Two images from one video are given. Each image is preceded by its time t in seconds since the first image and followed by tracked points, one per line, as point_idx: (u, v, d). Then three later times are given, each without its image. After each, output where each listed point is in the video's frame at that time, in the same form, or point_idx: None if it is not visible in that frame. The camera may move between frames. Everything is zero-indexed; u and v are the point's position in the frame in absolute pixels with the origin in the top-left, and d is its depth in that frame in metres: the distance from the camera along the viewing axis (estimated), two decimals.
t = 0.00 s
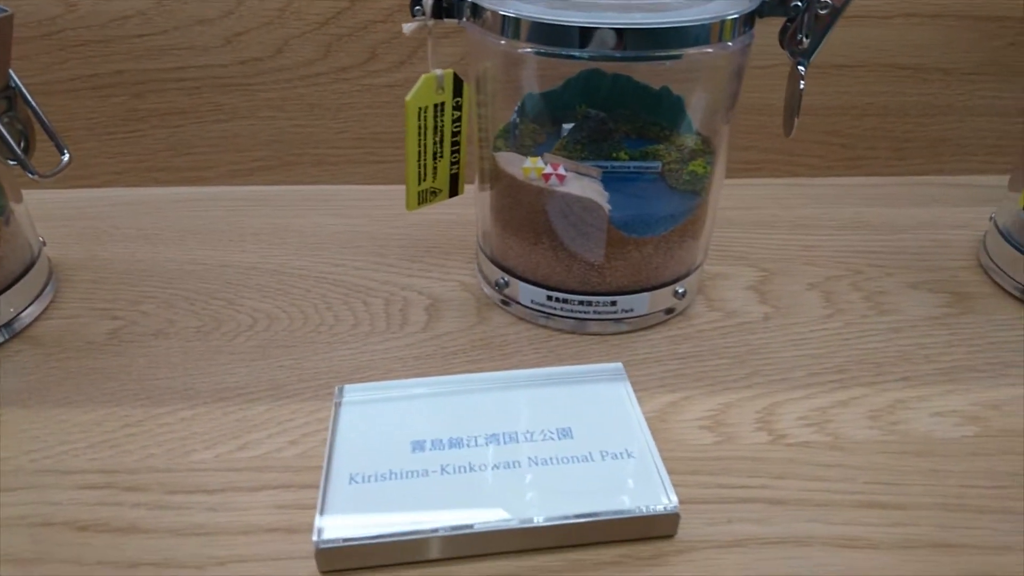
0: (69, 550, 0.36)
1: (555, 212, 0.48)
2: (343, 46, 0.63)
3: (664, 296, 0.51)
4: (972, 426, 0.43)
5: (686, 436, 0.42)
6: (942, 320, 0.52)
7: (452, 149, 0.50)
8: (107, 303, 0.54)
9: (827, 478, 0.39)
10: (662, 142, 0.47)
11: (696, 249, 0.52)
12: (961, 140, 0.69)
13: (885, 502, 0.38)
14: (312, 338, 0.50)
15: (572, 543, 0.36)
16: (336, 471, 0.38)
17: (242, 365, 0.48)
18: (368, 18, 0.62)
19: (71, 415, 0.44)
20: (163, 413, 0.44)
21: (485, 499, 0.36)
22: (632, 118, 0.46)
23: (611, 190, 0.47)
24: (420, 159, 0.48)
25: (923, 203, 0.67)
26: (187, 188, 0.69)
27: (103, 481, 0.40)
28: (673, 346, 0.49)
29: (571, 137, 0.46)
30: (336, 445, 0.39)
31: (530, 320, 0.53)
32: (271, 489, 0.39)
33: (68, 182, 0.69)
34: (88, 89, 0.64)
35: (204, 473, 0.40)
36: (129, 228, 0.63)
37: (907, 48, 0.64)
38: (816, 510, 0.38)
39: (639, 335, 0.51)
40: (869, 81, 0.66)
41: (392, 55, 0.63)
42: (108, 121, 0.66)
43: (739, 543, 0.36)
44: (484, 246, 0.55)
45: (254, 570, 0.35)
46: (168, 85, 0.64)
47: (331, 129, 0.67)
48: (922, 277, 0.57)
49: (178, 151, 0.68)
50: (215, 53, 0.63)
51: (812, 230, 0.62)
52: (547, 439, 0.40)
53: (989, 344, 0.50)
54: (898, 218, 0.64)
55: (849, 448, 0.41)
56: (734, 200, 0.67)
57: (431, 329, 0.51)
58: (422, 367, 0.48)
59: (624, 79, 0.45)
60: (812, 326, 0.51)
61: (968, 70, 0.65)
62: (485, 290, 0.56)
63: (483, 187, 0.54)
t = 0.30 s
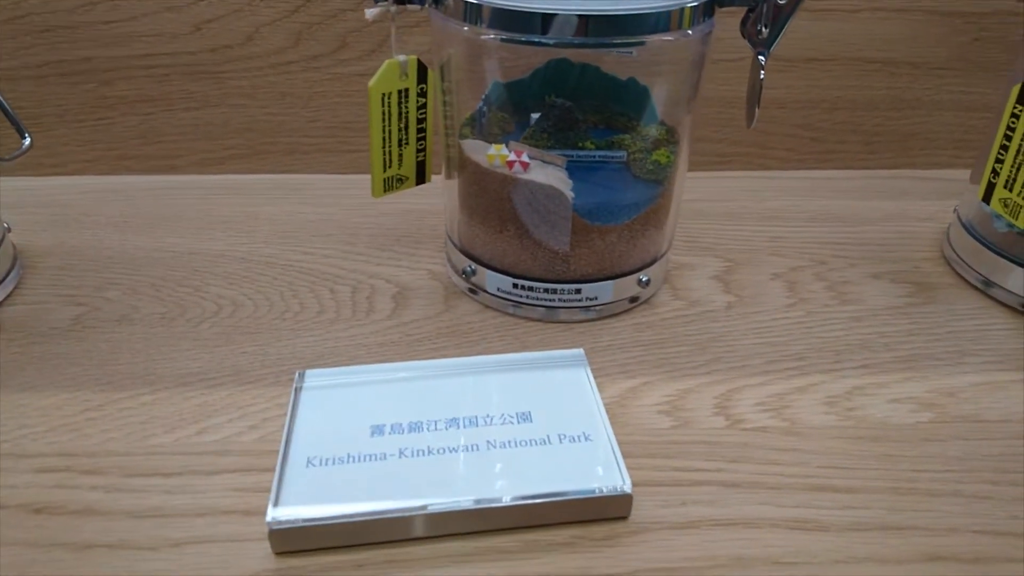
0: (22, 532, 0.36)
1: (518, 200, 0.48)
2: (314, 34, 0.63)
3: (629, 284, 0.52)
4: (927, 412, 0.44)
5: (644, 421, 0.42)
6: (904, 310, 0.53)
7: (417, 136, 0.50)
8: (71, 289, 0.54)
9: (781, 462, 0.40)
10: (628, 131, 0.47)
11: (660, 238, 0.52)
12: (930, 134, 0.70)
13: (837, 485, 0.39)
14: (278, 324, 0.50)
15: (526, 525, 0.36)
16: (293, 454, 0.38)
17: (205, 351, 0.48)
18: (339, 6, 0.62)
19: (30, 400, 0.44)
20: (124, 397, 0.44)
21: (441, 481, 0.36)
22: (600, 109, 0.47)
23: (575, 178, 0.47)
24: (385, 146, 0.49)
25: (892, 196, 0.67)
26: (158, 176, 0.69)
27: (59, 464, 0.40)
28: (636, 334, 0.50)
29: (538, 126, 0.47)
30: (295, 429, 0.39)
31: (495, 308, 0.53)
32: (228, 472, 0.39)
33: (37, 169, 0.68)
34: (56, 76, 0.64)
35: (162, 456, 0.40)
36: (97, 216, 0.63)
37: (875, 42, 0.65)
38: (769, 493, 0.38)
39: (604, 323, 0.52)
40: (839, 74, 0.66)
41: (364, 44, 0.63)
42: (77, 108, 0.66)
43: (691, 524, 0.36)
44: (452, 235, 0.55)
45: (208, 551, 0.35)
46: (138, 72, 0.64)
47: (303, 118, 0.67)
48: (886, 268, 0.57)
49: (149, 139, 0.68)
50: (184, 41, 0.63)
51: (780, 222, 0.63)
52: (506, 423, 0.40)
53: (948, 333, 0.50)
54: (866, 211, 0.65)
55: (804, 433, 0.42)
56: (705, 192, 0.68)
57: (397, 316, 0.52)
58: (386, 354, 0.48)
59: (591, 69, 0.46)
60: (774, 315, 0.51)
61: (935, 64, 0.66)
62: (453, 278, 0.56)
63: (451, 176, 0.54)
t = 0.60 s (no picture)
0: None
1: (496, 195, 0.47)
2: (293, 28, 0.62)
3: (610, 281, 0.51)
4: (912, 410, 0.43)
5: (624, 420, 0.41)
6: (889, 307, 0.52)
7: (394, 129, 0.49)
8: (40, 286, 0.52)
9: (763, 462, 0.39)
10: (610, 125, 0.46)
11: (642, 234, 0.51)
12: (917, 132, 0.69)
13: (821, 485, 0.38)
14: (251, 322, 0.49)
15: (500, 527, 0.35)
16: (261, 454, 0.37)
17: (176, 349, 0.46)
18: None
19: None
20: (89, 396, 0.43)
21: (412, 482, 0.35)
22: (583, 103, 0.46)
23: (555, 173, 0.46)
24: (361, 138, 0.47)
25: (879, 194, 0.67)
26: (135, 173, 0.68)
27: (19, 465, 0.38)
28: (617, 333, 0.49)
29: (520, 119, 0.46)
30: (263, 429, 0.38)
31: (475, 305, 0.52)
32: (193, 473, 0.38)
33: (10, 165, 0.67)
34: (30, 70, 0.62)
35: (127, 456, 0.39)
36: (70, 212, 0.61)
37: (861, 38, 0.64)
38: (750, 493, 0.37)
39: (585, 321, 0.51)
40: (825, 71, 0.66)
41: (344, 38, 0.62)
42: (51, 103, 0.64)
43: (670, 525, 0.35)
44: (431, 231, 0.54)
45: (170, 554, 0.34)
46: (113, 66, 0.63)
47: (282, 114, 0.66)
48: (873, 266, 0.56)
49: (125, 135, 0.66)
50: (160, 34, 0.62)
51: (766, 219, 0.62)
52: (482, 422, 0.39)
53: (935, 330, 0.50)
54: (853, 208, 0.64)
55: (787, 432, 0.41)
56: (690, 190, 0.67)
57: (374, 314, 0.50)
58: (361, 352, 0.47)
59: (572, 62, 0.45)
60: (758, 313, 0.50)
61: (922, 61, 0.66)
62: (432, 276, 0.55)
63: (430, 171, 0.53)
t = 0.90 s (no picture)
0: None
1: (487, 205, 0.47)
2: (287, 39, 0.62)
3: (603, 290, 0.50)
4: (905, 421, 0.42)
5: (613, 431, 0.41)
6: (884, 316, 0.52)
7: (385, 140, 0.49)
8: (35, 297, 0.52)
9: (753, 475, 0.39)
10: (602, 134, 0.46)
11: (634, 243, 0.51)
12: (914, 137, 0.69)
13: (811, 498, 0.37)
14: (243, 334, 0.49)
15: (486, 541, 0.35)
16: (247, 467, 0.37)
17: (168, 361, 0.47)
18: (312, 10, 0.61)
19: None
20: (80, 409, 0.43)
21: (399, 496, 0.35)
22: (574, 112, 0.46)
23: (545, 183, 0.46)
24: (352, 149, 0.47)
25: (876, 201, 0.66)
26: (132, 183, 0.68)
27: (7, 478, 0.38)
28: (609, 343, 0.48)
29: (511, 128, 0.45)
30: (251, 442, 0.38)
31: (467, 315, 0.52)
32: (180, 486, 0.38)
33: (9, 176, 0.67)
34: (27, 82, 0.63)
35: (115, 469, 0.39)
36: (68, 223, 0.62)
37: (857, 44, 0.64)
38: (739, 506, 0.37)
39: (578, 331, 0.50)
40: (821, 77, 0.65)
41: (338, 48, 0.62)
42: (48, 115, 0.65)
43: (657, 539, 0.35)
44: (424, 241, 0.54)
45: (155, 569, 0.34)
46: (109, 77, 0.63)
47: (278, 124, 0.66)
48: (868, 274, 0.56)
49: (122, 146, 0.67)
50: (156, 46, 0.62)
51: (761, 227, 0.62)
52: (471, 435, 0.39)
53: (929, 339, 0.49)
54: (849, 215, 0.64)
55: (778, 443, 0.41)
56: (686, 197, 0.67)
57: (366, 324, 0.50)
58: (351, 363, 0.47)
59: (563, 71, 0.46)
60: (751, 323, 0.50)
61: (918, 67, 0.65)
62: (425, 285, 0.55)
63: (422, 181, 0.53)
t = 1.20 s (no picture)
0: None
1: (488, 223, 0.48)
2: (292, 56, 0.62)
3: (603, 308, 0.51)
4: (904, 442, 0.43)
5: (613, 452, 0.41)
6: (884, 333, 0.52)
7: (389, 160, 0.49)
8: (43, 314, 0.53)
9: (752, 496, 0.39)
10: (602, 152, 0.47)
11: (635, 260, 0.52)
12: (916, 151, 0.69)
13: (808, 520, 0.38)
14: (246, 351, 0.50)
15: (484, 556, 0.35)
16: (251, 481, 0.37)
17: (173, 379, 0.47)
18: (316, 28, 0.61)
19: None
20: (87, 427, 0.44)
21: (399, 510, 0.36)
22: (575, 129, 0.46)
23: (545, 200, 0.46)
24: (356, 169, 0.48)
25: (878, 215, 0.66)
26: (139, 198, 0.69)
27: (15, 498, 0.39)
28: (609, 361, 0.49)
29: (513, 146, 0.46)
30: (255, 455, 0.39)
31: (469, 332, 0.52)
32: (185, 507, 0.38)
33: (19, 190, 0.68)
34: (36, 99, 0.63)
35: (121, 489, 0.40)
36: (76, 238, 0.62)
37: (858, 60, 0.64)
38: (737, 529, 0.37)
39: (579, 348, 0.51)
40: (822, 92, 0.65)
41: (342, 65, 0.63)
42: (56, 131, 0.65)
43: (655, 562, 0.35)
44: (426, 258, 0.55)
45: None
46: (116, 93, 0.64)
47: (282, 139, 0.67)
48: (869, 290, 0.56)
49: (129, 161, 0.68)
50: (163, 63, 0.63)
51: (763, 242, 0.62)
52: (471, 450, 0.39)
53: (929, 358, 0.49)
54: (851, 230, 0.64)
55: (776, 465, 0.41)
56: (688, 212, 0.67)
57: (369, 342, 0.51)
58: (354, 382, 0.47)
59: (564, 89, 0.45)
60: (751, 342, 0.50)
61: (920, 82, 0.65)
62: (427, 301, 0.55)
63: (425, 199, 0.54)
